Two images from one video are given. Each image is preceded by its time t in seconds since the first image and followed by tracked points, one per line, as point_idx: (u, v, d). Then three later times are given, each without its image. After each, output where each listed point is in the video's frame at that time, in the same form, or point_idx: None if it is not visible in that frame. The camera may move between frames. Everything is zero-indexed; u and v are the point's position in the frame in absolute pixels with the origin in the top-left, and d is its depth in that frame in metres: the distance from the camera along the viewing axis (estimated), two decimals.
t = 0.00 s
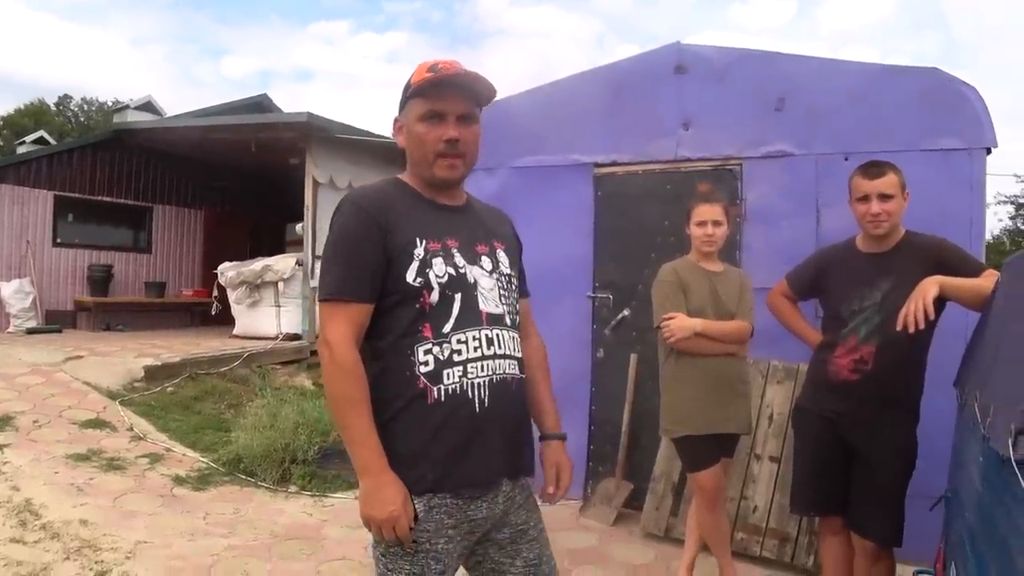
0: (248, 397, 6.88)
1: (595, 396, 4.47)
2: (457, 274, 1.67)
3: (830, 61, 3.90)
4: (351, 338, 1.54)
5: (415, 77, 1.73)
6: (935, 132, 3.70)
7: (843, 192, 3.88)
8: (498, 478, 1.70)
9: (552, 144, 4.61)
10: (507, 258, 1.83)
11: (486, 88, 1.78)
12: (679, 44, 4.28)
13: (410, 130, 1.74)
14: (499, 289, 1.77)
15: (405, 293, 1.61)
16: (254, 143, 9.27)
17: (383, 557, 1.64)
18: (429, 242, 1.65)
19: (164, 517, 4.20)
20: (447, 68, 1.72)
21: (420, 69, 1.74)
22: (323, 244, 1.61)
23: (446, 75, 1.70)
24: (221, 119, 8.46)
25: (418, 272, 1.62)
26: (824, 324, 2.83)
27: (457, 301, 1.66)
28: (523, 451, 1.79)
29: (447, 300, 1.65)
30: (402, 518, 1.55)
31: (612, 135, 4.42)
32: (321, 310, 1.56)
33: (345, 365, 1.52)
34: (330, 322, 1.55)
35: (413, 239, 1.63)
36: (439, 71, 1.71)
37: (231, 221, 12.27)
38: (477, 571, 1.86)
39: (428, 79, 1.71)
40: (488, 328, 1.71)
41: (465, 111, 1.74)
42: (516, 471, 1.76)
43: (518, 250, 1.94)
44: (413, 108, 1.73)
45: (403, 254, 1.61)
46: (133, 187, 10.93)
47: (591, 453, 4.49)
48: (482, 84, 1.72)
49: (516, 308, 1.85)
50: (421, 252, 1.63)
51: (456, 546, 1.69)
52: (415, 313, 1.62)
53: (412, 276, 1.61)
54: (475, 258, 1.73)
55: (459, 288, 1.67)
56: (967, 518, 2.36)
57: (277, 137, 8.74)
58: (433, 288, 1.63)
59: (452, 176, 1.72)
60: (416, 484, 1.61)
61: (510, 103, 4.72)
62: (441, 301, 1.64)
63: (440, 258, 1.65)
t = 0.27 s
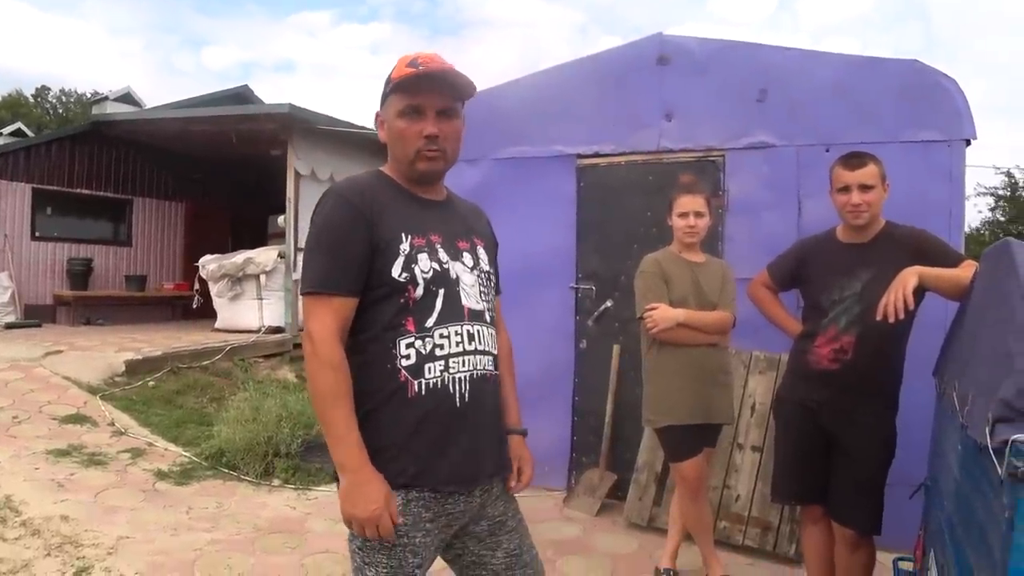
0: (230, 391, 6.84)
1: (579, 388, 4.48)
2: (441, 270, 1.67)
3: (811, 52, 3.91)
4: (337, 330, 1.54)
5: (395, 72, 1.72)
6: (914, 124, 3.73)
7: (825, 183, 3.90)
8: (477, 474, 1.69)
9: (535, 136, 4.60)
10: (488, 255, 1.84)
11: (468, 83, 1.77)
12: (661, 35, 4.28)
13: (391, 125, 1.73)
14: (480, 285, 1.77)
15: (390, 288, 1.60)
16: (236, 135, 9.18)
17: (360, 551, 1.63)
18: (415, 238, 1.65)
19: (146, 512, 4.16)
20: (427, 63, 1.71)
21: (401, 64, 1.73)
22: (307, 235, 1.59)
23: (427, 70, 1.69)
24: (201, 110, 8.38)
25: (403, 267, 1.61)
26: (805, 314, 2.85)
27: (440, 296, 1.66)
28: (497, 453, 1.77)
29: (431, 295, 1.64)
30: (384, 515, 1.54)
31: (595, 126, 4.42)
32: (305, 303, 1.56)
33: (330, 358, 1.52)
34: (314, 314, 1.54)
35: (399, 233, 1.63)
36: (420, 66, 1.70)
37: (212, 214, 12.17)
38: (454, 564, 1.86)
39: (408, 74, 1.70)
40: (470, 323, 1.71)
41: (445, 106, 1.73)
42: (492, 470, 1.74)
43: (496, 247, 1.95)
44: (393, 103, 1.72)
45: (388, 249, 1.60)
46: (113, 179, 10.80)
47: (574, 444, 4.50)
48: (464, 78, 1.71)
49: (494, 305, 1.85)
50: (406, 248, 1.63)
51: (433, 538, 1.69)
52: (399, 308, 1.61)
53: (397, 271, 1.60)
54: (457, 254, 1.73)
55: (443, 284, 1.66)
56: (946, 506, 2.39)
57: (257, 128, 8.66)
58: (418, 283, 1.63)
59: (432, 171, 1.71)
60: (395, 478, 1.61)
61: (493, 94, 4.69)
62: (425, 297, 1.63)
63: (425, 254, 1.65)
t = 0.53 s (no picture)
0: (214, 390, 6.80)
1: (563, 382, 4.49)
2: (415, 268, 1.66)
3: (790, 44, 3.93)
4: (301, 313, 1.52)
5: (360, 67, 1.72)
6: (892, 115, 3.76)
7: (805, 174, 3.93)
8: (454, 471, 1.69)
9: (516, 130, 4.59)
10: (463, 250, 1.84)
11: (434, 76, 1.76)
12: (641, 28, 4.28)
13: (358, 121, 1.73)
14: (454, 281, 1.77)
15: (363, 288, 1.60)
16: (216, 132, 9.11)
17: (339, 549, 1.64)
18: (387, 236, 1.64)
19: (131, 514, 4.14)
20: (392, 57, 1.70)
21: (366, 58, 1.73)
22: (279, 235, 1.59)
23: (392, 64, 1.69)
24: (181, 108, 8.30)
25: (377, 267, 1.61)
26: (786, 305, 2.87)
27: (414, 294, 1.65)
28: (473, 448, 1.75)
29: (405, 294, 1.64)
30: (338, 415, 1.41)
31: (576, 120, 4.42)
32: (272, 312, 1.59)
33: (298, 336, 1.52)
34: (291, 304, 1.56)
35: (372, 232, 1.63)
36: (386, 60, 1.70)
37: (193, 212, 12.07)
38: (431, 561, 1.87)
39: (374, 68, 1.69)
40: (444, 320, 1.71)
41: (412, 100, 1.73)
42: (470, 464, 1.73)
43: (468, 243, 1.95)
44: (360, 99, 1.72)
45: (361, 249, 1.60)
46: (92, 178, 10.68)
47: (560, 438, 4.51)
48: (430, 72, 1.71)
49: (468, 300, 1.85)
50: (379, 247, 1.62)
51: (411, 535, 1.69)
52: (374, 308, 1.61)
53: (370, 271, 1.60)
54: (431, 250, 1.72)
55: (418, 282, 1.66)
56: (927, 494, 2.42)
57: (238, 125, 8.60)
58: (393, 283, 1.63)
59: (402, 166, 1.71)
60: (371, 476, 1.60)
61: (473, 89, 4.68)
62: (399, 295, 1.63)
63: (398, 252, 1.65)
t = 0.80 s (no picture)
0: (207, 393, 6.78)
1: (555, 381, 4.50)
2: (398, 270, 1.66)
3: (778, 44, 3.94)
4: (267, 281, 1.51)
5: (331, 77, 1.74)
6: (880, 114, 3.79)
7: (794, 173, 3.95)
8: (446, 470, 1.70)
9: (507, 131, 4.60)
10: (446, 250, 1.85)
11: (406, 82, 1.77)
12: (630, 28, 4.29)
13: (331, 130, 1.75)
14: (438, 281, 1.78)
15: (344, 290, 1.59)
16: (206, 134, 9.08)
17: (336, 553, 1.64)
18: (367, 240, 1.64)
19: (124, 518, 4.12)
20: (359, 64, 1.72)
21: (338, 67, 1.75)
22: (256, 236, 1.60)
23: (361, 71, 1.70)
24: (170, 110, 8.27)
25: (357, 270, 1.61)
26: (776, 304, 2.88)
27: (400, 296, 1.66)
28: (467, 446, 1.77)
29: (389, 296, 1.64)
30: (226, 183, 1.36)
31: (565, 120, 4.44)
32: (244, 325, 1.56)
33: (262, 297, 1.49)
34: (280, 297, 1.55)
35: (350, 235, 1.62)
36: (355, 67, 1.72)
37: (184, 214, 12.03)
38: (426, 565, 1.87)
39: (341, 77, 1.72)
40: (431, 320, 1.72)
41: (381, 107, 1.73)
42: (462, 463, 1.75)
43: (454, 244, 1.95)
44: (332, 108, 1.74)
45: (338, 250, 1.60)
46: (82, 181, 10.63)
47: (553, 438, 4.52)
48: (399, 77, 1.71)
49: (453, 298, 1.86)
50: (358, 250, 1.62)
51: (406, 536, 1.69)
52: (357, 311, 1.60)
53: (351, 274, 1.60)
54: (414, 252, 1.73)
55: (402, 284, 1.66)
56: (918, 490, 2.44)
57: (227, 127, 8.59)
58: (374, 285, 1.62)
59: (376, 172, 1.71)
60: (365, 479, 1.60)
61: (463, 90, 4.68)
62: (383, 298, 1.63)
63: (379, 255, 1.65)
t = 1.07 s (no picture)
0: (210, 392, 6.80)
1: (559, 383, 4.51)
2: (393, 270, 1.66)
3: (783, 47, 3.95)
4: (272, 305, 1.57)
5: (336, 81, 1.76)
6: (885, 117, 3.79)
7: (799, 176, 3.95)
8: (444, 472, 1.69)
9: (511, 133, 4.61)
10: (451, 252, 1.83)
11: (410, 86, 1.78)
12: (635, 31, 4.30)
13: (336, 133, 1.76)
14: (439, 283, 1.76)
15: (339, 291, 1.60)
16: (210, 135, 9.10)
17: (335, 552, 1.66)
18: (362, 241, 1.64)
19: (128, 517, 4.13)
20: (364, 68, 1.73)
21: (342, 72, 1.76)
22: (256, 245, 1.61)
23: (365, 75, 1.71)
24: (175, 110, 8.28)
25: (351, 271, 1.61)
26: (781, 307, 2.88)
27: (394, 297, 1.65)
28: (467, 451, 1.75)
29: (384, 297, 1.64)
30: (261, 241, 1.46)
31: (570, 123, 4.44)
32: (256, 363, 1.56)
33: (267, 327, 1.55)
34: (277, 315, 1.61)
35: (346, 236, 1.63)
36: (358, 72, 1.73)
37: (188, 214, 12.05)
38: (430, 566, 1.88)
39: (346, 81, 1.73)
40: (428, 321, 1.70)
41: (386, 110, 1.74)
42: (462, 469, 1.73)
43: (461, 244, 1.94)
44: (337, 112, 1.75)
45: (333, 252, 1.61)
46: (86, 180, 10.65)
47: (557, 439, 4.53)
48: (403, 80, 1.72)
49: (457, 302, 1.84)
50: (353, 251, 1.62)
51: (406, 538, 1.69)
52: (351, 311, 1.61)
53: (345, 275, 1.61)
54: (413, 253, 1.72)
55: (397, 284, 1.66)
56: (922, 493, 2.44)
57: (232, 127, 8.61)
58: (368, 286, 1.62)
59: (380, 175, 1.71)
60: (361, 478, 1.60)
61: (468, 92, 4.69)
62: (377, 298, 1.63)
63: (374, 256, 1.65)
